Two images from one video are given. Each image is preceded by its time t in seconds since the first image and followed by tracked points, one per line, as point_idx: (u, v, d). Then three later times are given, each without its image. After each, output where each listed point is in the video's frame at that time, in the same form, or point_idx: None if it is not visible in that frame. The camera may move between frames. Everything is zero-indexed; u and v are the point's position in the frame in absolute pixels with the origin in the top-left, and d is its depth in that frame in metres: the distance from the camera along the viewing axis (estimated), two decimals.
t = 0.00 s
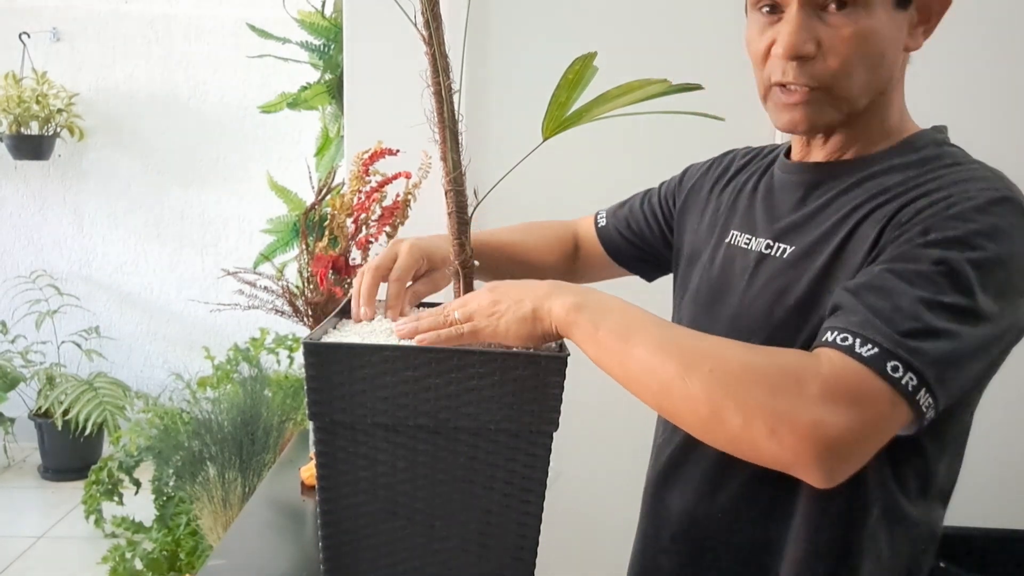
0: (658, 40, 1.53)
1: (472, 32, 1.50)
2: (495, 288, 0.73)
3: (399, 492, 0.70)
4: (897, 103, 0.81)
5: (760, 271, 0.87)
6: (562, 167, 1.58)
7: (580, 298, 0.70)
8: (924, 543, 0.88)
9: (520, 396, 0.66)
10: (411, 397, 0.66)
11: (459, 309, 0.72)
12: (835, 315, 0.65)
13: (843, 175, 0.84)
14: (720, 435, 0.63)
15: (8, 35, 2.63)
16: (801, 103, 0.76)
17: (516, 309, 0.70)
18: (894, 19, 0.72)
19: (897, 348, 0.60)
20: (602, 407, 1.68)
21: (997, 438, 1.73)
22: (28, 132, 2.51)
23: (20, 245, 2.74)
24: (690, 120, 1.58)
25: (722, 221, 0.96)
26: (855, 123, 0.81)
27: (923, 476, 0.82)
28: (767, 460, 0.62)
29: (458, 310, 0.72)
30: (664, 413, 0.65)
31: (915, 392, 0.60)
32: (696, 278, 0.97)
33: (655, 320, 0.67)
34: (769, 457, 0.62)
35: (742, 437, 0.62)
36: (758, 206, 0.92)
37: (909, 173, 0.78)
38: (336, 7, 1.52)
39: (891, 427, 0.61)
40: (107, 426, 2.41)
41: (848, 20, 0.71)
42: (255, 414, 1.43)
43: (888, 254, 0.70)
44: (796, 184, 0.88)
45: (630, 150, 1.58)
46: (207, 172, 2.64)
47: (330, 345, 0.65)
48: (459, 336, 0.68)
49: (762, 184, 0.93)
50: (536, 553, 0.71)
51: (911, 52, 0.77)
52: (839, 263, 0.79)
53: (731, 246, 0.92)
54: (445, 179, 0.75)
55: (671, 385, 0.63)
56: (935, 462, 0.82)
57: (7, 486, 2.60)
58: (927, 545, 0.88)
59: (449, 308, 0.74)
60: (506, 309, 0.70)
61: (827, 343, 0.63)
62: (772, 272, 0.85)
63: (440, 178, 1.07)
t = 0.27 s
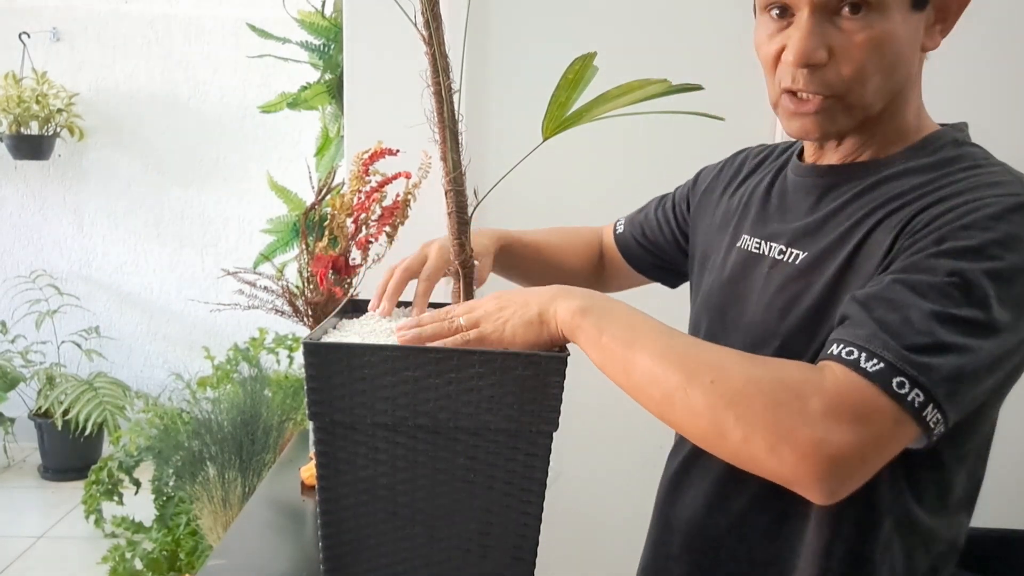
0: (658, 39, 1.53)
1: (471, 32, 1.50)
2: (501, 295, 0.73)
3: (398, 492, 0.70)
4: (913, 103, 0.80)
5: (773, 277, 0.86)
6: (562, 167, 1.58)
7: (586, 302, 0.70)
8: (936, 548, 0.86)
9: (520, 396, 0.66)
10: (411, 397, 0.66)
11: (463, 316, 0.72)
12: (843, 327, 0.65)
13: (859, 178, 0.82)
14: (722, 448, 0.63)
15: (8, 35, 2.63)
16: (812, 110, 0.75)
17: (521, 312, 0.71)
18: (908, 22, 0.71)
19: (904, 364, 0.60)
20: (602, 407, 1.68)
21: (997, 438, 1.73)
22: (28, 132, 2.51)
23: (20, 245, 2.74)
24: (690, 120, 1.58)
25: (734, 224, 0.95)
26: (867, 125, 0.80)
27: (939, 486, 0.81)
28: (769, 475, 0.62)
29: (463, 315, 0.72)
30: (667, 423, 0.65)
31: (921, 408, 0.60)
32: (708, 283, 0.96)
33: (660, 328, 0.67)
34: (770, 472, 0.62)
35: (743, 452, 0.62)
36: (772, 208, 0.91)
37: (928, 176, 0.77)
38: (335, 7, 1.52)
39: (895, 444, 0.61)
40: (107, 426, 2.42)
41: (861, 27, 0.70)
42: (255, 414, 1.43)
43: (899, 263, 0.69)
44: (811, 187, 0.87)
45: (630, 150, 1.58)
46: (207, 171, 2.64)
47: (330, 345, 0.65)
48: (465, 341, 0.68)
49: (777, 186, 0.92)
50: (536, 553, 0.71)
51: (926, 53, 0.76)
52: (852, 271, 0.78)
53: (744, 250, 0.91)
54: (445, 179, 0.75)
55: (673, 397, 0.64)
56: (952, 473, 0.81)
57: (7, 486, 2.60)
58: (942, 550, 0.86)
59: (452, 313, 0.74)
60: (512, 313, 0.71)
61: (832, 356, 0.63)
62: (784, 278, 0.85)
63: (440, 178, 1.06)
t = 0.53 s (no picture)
0: (657, 40, 1.53)
1: (471, 32, 1.50)
2: (496, 293, 0.74)
3: (398, 492, 0.70)
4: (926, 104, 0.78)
5: (781, 282, 0.86)
6: (561, 167, 1.58)
7: (574, 298, 0.70)
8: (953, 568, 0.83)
9: (520, 396, 0.66)
10: (410, 396, 0.66)
11: (460, 312, 0.73)
12: (829, 330, 0.64)
13: (869, 180, 0.82)
14: (696, 446, 0.62)
15: (8, 34, 2.63)
16: (814, 120, 0.74)
17: (513, 311, 0.70)
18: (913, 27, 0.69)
19: (884, 368, 0.58)
20: (601, 407, 1.68)
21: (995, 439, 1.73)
22: (28, 132, 2.51)
23: (20, 245, 2.74)
24: (689, 121, 1.58)
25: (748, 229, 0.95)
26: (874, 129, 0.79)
27: (956, 497, 0.78)
28: (742, 475, 0.61)
29: (459, 312, 0.73)
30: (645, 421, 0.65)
31: (900, 413, 0.58)
32: (720, 288, 0.96)
33: (644, 327, 0.67)
34: (742, 472, 0.61)
35: (715, 451, 0.61)
36: (783, 213, 0.91)
37: (936, 177, 0.76)
38: (335, 7, 1.52)
39: (873, 448, 0.59)
40: (106, 426, 2.42)
41: (862, 37, 0.68)
42: (255, 414, 1.43)
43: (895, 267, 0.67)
44: (820, 191, 0.86)
45: (629, 151, 1.58)
46: (207, 171, 2.64)
47: (330, 345, 0.65)
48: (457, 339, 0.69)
49: (789, 190, 0.91)
50: (536, 552, 0.71)
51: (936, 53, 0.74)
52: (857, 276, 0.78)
53: (752, 255, 0.91)
54: (445, 179, 0.75)
55: (649, 394, 0.63)
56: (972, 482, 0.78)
57: (7, 486, 2.59)
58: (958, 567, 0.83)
59: (450, 308, 0.74)
60: (503, 313, 0.71)
61: (813, 360, 0.62)
62: (792, 283, 0.85)
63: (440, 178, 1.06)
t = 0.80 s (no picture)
0: (657, 40, 1.53)
1: (471, 32, 1.50)
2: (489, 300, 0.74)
3: (398, 492, 0.70)
4: (916, 105, 0.78)
5: (787, 284, 0.86)
6: (561, 167, 1.58)
7: (571, 298, 0.69)
8: None
9: (521, 396, 0.66)
10: (411, 397, 0.66)
11: (454, 316, 0.72)
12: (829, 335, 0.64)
13: (878, 183, 0.82)
14: (685, 450, 0.62)
15: (8, 34, 2.63)
16: (764, 117, 0.79)
17: (507, 312, 0.71)
18: (857, 34, 0.71)
19: (881, 375, 0.58)
20: (601, 407, 1.68)
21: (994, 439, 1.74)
22: (28, 132, 2.51)
23: (20, 245, 2.74)
24: (689, 121, 1.58)
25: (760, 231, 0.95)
26: (851, 129, 0.80)
27: (959, 510, 0.77)
28: (730, 481, 0.61)
29: (454, 316, 0.72)
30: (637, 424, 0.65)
31: (897, 422, 0.58)
32: (729, 291, 0.96)
33: (642, 329, 0.67)
34: (730, 477, 0.60)
35: (704, 455, 0.61)
36: (794, 215, 0.91)
37: (947, 181, 0.76)
38: (335, 7, 1.52)
39: (864, 459, 0.59)
40: (106, 426, 2.42)
41: (793, 44, 0.72)
42: (255, 414, 1.43)
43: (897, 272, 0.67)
44: (831, 193, 0.86)
45: (629, 151, 1.58)
46: (206, 171, 2.64)
47: (330, 345, 0.65)
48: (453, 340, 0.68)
49: (802, 192, 0.92)
50: (536, 553, 0.71)
51: (907, 57, 0.74)
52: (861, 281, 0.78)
53: (761, 257, 0.91)
54: (445, 179, 0.75)
55: (641, 395, 0.63)
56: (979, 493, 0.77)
57: (7, 486, 2.59)
58: None
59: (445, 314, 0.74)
60: (498, 314, 0.71)
61: (809, 365, 0.61)
62: (797, 287, 0.85)
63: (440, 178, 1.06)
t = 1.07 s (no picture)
0: (657, 40, 1.53)
1: (471, 32, 1.50)
2: (478, 300, 0.74)
3: (398, 492, 0.70)
4: (907, 102, 0.78)
5: (783, 283, 0.86)
6: (561, 167, 1.58)
7: (555, 292, 0.70)
8: None
9: (521, 396, 0.66)
10: (411, 397, 0.66)
11: (445, 316, 0.73)
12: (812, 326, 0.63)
13: (874, 182, 0.82)
14: (663, 439, 0.62)
15: (8, 34, 2.63)
16: (757, 116, 0.82)
17: (496, 310, 0.71)
18: (830, 34, 0.72)
19: (858, 363, 0.57)
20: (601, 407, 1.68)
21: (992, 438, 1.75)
22: (28, 132, 2.51)
23: (20, 245, 2.74)
24: (689, 121, 1.58)
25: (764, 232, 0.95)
26: (842, 126, 0.81)
27: (955, 512, 0.75)
28: (708, 470, 0.60)
29: (444, 317, 0.73)
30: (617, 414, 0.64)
31: (874, 412, 0.57)
32: (733, 291, 0.96)
33: (625, 321, 0.67)
34: (707, 466, 0.60)
35: (680, 443, 0.60)
36: (795, 216, 0.91)
37: (943, 180, 0.75)
38: (335, 7, 1.52)
39: (843, 448, 0.58)
40: (106, 426, 2.42)
41: (773, 46, 0.75)
42: (255, 414, 1.43)
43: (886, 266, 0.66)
44: (829, 193, 0.86)
45: (629, 150, 1.58)
46: (207, 171, 2.64)
47: (330, 345, 0.65)
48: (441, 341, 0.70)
49: (804, 193, 0.92)
50: (536, 553, 0.71)
51: (887, 55, 0.73)
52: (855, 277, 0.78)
53: (762, 258, 0.92)
54: (444, 179, 0.75)
55: (619, 384, 0.63)
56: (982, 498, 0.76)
57: (6, 486, 2.59)
58: None
59: (437, 314, 0.74)
60: (486, 313, 0.71)
61: (789, 354, 0.61)
62: (792, 285, 0.84)
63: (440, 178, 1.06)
